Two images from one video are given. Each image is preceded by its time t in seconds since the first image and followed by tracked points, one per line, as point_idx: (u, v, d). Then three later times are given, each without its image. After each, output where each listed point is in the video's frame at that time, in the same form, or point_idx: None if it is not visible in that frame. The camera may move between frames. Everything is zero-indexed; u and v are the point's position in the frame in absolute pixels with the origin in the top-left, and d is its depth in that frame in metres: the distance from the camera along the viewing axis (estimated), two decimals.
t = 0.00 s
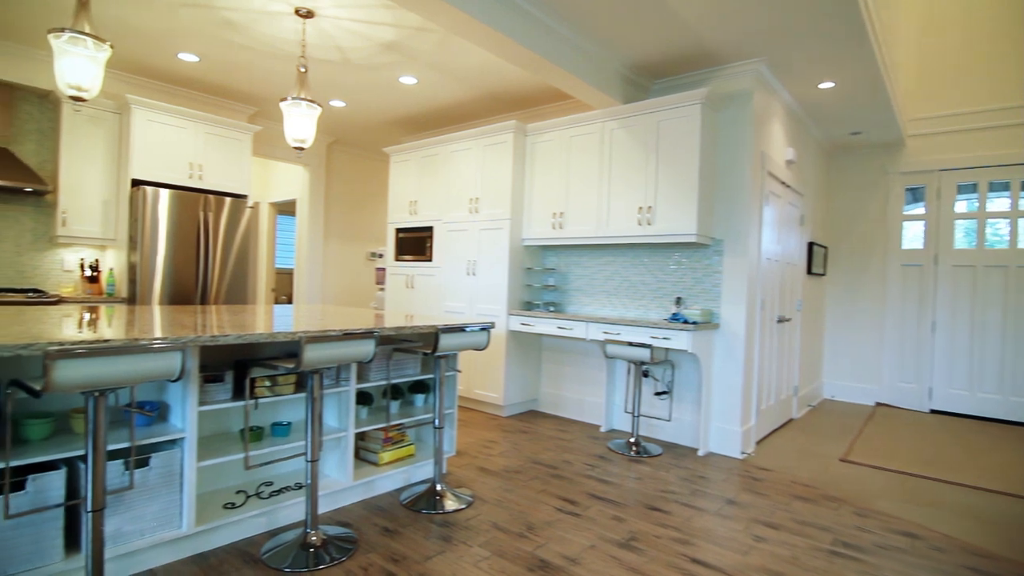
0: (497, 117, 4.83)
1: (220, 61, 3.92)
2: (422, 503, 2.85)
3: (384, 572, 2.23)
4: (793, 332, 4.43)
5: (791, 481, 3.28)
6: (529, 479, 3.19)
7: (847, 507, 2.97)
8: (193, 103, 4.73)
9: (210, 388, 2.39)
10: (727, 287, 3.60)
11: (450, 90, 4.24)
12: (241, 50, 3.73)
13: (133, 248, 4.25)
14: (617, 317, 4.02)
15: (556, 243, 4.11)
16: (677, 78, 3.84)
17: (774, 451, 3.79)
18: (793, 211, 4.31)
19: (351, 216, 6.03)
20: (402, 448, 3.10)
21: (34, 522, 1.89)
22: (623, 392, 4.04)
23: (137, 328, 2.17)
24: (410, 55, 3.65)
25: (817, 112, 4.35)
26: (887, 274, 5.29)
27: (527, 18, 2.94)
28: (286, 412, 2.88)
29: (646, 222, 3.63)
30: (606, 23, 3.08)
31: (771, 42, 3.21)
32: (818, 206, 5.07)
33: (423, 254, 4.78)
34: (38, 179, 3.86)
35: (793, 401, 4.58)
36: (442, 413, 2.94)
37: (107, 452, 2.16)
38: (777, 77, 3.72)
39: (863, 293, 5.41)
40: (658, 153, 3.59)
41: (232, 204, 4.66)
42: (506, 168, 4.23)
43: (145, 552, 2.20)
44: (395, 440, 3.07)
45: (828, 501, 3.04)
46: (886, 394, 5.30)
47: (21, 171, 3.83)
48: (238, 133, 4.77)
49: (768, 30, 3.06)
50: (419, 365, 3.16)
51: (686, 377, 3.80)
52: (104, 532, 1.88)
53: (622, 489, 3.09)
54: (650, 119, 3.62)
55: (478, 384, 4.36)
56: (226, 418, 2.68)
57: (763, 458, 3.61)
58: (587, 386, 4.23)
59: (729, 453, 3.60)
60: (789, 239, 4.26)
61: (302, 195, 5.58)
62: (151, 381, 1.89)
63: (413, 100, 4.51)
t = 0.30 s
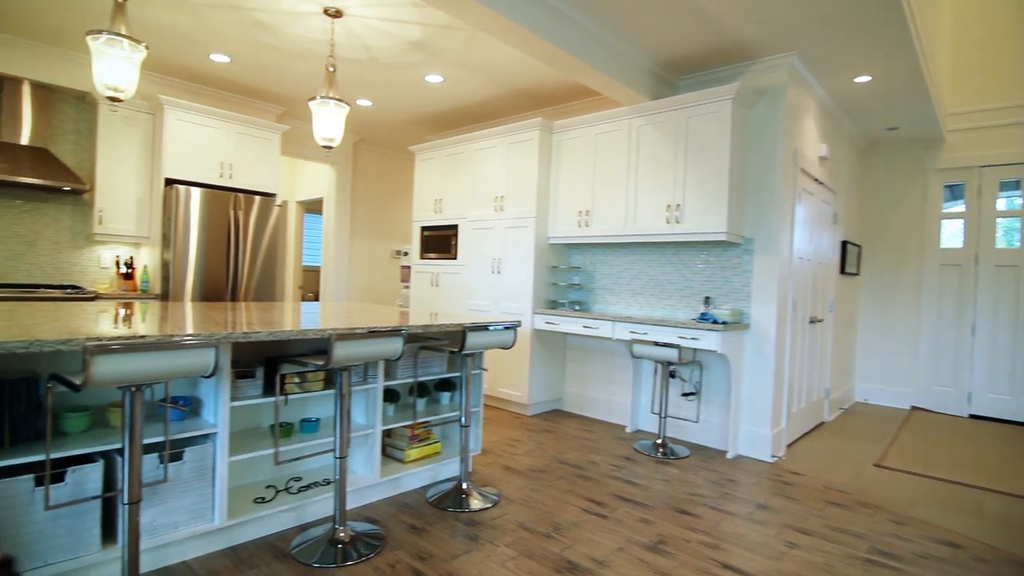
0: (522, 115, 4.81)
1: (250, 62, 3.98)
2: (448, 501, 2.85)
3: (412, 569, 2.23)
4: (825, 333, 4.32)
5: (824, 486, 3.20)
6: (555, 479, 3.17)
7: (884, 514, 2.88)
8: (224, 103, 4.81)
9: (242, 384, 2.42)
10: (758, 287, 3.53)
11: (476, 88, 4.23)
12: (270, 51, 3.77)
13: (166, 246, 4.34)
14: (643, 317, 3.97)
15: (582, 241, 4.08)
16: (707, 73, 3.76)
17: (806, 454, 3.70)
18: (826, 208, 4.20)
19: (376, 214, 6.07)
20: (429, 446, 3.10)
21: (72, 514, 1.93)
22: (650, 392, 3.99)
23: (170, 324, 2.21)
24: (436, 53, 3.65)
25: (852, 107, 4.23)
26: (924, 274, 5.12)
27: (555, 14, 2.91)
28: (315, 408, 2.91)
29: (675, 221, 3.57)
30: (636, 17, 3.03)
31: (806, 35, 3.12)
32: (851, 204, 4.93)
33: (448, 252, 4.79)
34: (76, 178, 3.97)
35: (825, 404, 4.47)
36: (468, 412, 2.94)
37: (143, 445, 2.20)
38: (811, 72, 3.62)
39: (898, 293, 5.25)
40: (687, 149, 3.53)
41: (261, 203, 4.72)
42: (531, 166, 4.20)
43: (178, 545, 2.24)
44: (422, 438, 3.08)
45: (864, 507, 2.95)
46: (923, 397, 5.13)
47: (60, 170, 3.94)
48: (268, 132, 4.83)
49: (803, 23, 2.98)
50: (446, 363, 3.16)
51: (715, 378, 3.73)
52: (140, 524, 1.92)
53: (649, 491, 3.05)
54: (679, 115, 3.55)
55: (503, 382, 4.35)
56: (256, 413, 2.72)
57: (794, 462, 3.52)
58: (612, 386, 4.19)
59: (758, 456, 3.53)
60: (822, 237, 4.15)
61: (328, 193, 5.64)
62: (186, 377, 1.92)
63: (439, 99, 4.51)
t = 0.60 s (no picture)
0: (550, 111, 4.77)
1: (281, 61, 4.03)
2: (476, 499, 2.84)
3: (440, 567, 2.23)
4: (862, 334, 4.19)
5: (861, 492, 3.10)
6: (582, 479, 3.14)
7: (925, 523, 2.77)
8: (256, 102, 4.88)
9: (274, 379, 2.44)
10: (792, 287, 3.44)
11: (504, 85, 4.21)
12: (301, 49, 3.81)
13: (199, 243, 4.45)
14: (673, 316, 3.90)
15: (610, 239, 4.03)
16: (741, 67, 3.68)
17: (841, 459, 3.60)
18: (864, 206, 4.07)
19: (403, 211, 6.10)
20: (456, 443, 3.10)
21: (111, 504, 1.97)
22: (679, 393, 3.92)
23: (204, 320, 2.24)
24: (464, 50, 3.64)
25: (892, 100, 4.08)
26: (967, 273, 4.93)
27: (585, 8, 2.87)
28: (345, 404, 2.93)
29: (706, 218, 3.50)
30: (668, 10, 2.97)
31: (846, 26, 3.02)
32: (890, 201, 4.78)
33: (475, 250, 4.78)
34: (116, 176, 4.10)
35: (860, 407, 4.34)
36: (496, 410, 2.92)
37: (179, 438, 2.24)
38: (850, 64, 3.50)
39: (938, 294, 5.07)
40: (719, 145, 3.45)
41: (291, 200, 4.77)
42: (559, 163, 4.17)
43: (212, 537, 2.28)
44: (449, 435, 3.08)
45: (904, 515, 2.85)
46: (964, 401, 4.95)
47: (99, 169, 4.07)
48: (298, 130, 4.89)
49: (844, 13, 2.88)
50: (473, 360, 3.15)
51: (747, 379, 3.65)
52: (176, 516, 1.95)
53: (679, 493, 2.99)
54: (711, 110, 3.48)
55: (529, 380, 4.33)
56: (288, 408, 2.75)
57: (829, 467, 3.43)
58: (640, 386, 4.14)
59: (792, 460, 3.44)
60: (859, 236, 4.02)
61: (356, 191, 5.69)
62: (220, 371, 1.94)
63: (466, 96, 4.50)
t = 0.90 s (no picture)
0: (579, 107, 4.72)
1: (312, 59, 4.06)
2: (504, 498, 2.82)
3: (470, 566, 2.21)
4: (902, 336, 4.05)
5: (902, 499, 2.99)
6: (611, 479, 3.10)
7: (972, 533, 2.66)
8: (287, 100, 4.94)
9: (306, 375, 2.46)
10: (830, 286, 3.33)
11: (532, 81, 4.17)
12: (332, 47, 3.83)
13: (232, 239, 4.52)
14: (704, 315, 3.83)
15: (640, 236, 3.97)
16: (778, 60, 3.58)
17: (880, 465, 3.48)
18: (905, 202, 3.93)
19: (430, 208, 6.12)
20: (484, 441, 3.10)
21: (149, 496, 2.01)
22: (709, 393, 3.85)
23: (238, 315, 2.26)
24: (494, 46, 3.61)
25: (937, 93, 3.92)
26: (1015, 274, 4.72)
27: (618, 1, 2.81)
28: (374, 400, 2.95)
29: (740, 215, 3.41)
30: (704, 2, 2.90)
31: (891, 16, 2.90)
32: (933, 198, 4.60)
33: (502, 247, 4.76)
34: (152, 174, 4.20)
35: (900, 411, 4.20)
36: (525, 408, 2.90)
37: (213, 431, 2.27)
38: (894, 55, 3.37)
39: (983, 294, 4.87)
40: (754, 140, 3.36)
41: (321, 197, 4.82)
42: (588, 159, 4.12)
43: (245, 529, 2.31)
44: (477, 432, 3.08)
45: (949, 525, 2.74)
46: (1010, 407, 4.75)
47: (137, 167, 4.17)
48: (328, 128, 4.93)
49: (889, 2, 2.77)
50: (502, 358, 3.13)
51: (782, 380, 3.56)
52: (211, 508, 1.98)
53: (711, 497, 2.93)
54: (746, 104, 3.39)
55: (556, 379, 4.30)
56: (319, 403, 2.78)
57: (867, 472, 3.32)
58: (670, 386, 4.07)
59: (827, 465, 3.34)
60: (900, 233, 3.88)
61: (384, 188, 5.73)
62: (255, 367, 1.96)
63: (494, 92, 4.48)
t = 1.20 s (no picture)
0: (606, 103, 4.66)
1: (340, 57, 4.08)
2: (530, 496, 2.80)
3: (497, 565, 2.20)
4: (941, 337, 3.91)
5: (942, 507, 2.88)
6: (639, 480, 3.05)
7: (1019, 545, 2.54)
8: (315, 98, 4.98)
9: (335, 370, 2.47)
10: (867, 286, 3.23)
11: (559, 77, 4.13)
12: (360, 45, 3.85)
13: (262, 236, 4.58)
14: (734, 315, 3.75)
15: (668, 234, 3.90)
16: (814, 52, 3.47)
17: (918, 471, 3.37)
18: (947, 199, 3.79)
19: (455, 206, 6.12)
20: (509, 439, 3.08)
21: (182, 488, 2.04)
22: (739, 394, 3.77)
23: (267, 310, 2.27)
24: (521, 41, 3.58)
25: (982, 85, 3.77)
26: None
27: None
28: (401, 397, 2.95)
29: (773, 213, 3.32)
30: None
31: (936, 5, 2.78)
32: (975, 194, 4.43)
33: (527, 244, 4.74)
34: (185, 171, 4.28)
35: (938, 416, 4.06)
36: (552, 407, 2.87)
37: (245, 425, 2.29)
38: (937, 46, 3.24)
39: None
40: (788, 135, 3.27)
41: (348, 194, 4.86)
42: (616, 155, 4.06)
43: (275, 523, 2.33)
44: (503, 430, 3.07)
45: (993, 535, 2.63)
46: None
47: (171, 164, 4.26)
48: (355, 125, 4.96)
49: None
50: (528, 356, 3.11)
51: (815, 382, 3.47)
52: (243, 501, 2.00)
53: (742, 500, 2.86)
54: (780, 98, 3.30)
55: (582, 377, 4.27)
56: (347, 399, 2.79)
57: (905, 478, 3.21)
58: (698, 386, 4.00)
59: (863, 469, 3.25)
60: (941, 231, 3.75)
61: (410, 185, 5.75)
62: (286, 362, 1.97)
63: (521, 88, 4.45)
